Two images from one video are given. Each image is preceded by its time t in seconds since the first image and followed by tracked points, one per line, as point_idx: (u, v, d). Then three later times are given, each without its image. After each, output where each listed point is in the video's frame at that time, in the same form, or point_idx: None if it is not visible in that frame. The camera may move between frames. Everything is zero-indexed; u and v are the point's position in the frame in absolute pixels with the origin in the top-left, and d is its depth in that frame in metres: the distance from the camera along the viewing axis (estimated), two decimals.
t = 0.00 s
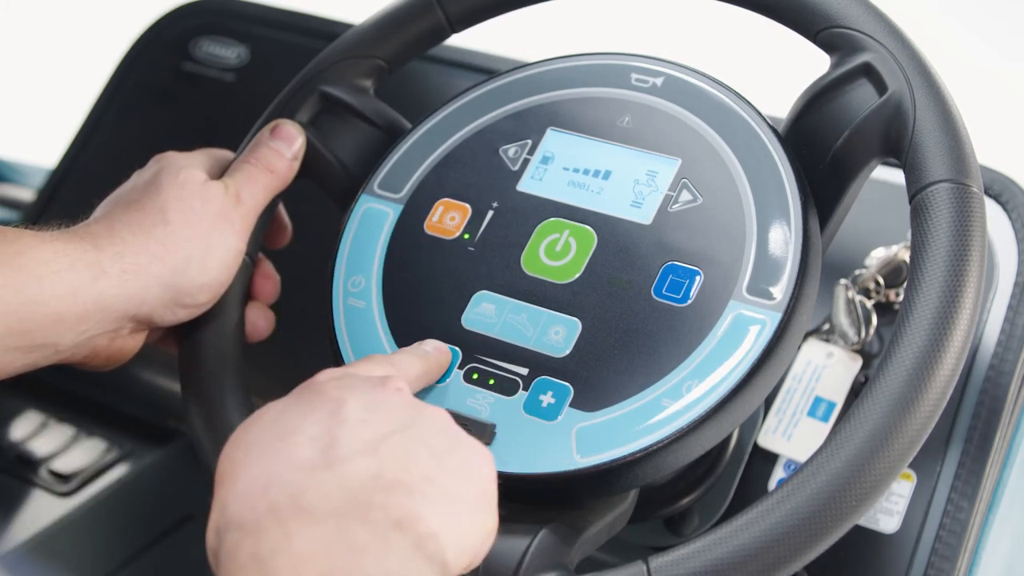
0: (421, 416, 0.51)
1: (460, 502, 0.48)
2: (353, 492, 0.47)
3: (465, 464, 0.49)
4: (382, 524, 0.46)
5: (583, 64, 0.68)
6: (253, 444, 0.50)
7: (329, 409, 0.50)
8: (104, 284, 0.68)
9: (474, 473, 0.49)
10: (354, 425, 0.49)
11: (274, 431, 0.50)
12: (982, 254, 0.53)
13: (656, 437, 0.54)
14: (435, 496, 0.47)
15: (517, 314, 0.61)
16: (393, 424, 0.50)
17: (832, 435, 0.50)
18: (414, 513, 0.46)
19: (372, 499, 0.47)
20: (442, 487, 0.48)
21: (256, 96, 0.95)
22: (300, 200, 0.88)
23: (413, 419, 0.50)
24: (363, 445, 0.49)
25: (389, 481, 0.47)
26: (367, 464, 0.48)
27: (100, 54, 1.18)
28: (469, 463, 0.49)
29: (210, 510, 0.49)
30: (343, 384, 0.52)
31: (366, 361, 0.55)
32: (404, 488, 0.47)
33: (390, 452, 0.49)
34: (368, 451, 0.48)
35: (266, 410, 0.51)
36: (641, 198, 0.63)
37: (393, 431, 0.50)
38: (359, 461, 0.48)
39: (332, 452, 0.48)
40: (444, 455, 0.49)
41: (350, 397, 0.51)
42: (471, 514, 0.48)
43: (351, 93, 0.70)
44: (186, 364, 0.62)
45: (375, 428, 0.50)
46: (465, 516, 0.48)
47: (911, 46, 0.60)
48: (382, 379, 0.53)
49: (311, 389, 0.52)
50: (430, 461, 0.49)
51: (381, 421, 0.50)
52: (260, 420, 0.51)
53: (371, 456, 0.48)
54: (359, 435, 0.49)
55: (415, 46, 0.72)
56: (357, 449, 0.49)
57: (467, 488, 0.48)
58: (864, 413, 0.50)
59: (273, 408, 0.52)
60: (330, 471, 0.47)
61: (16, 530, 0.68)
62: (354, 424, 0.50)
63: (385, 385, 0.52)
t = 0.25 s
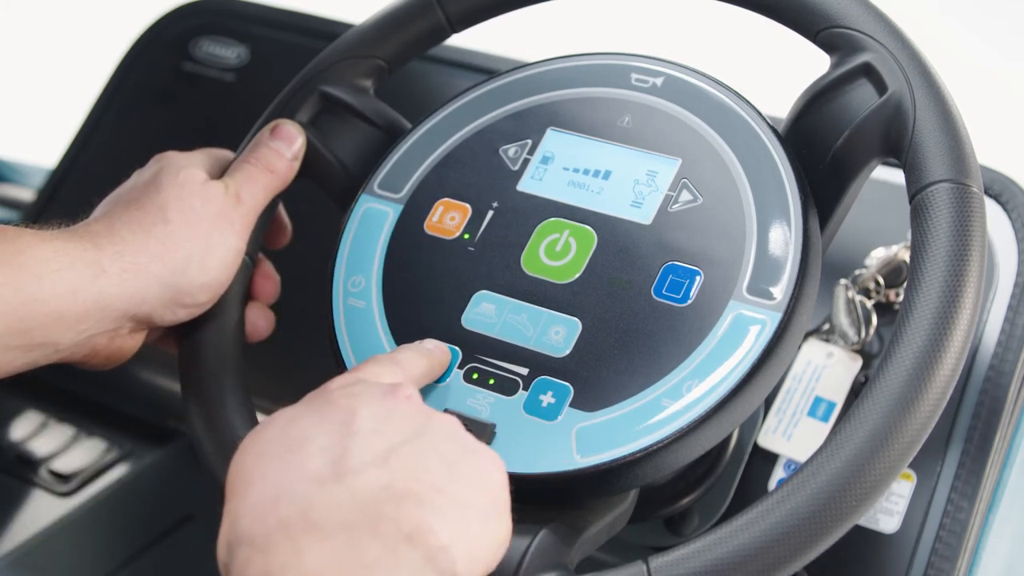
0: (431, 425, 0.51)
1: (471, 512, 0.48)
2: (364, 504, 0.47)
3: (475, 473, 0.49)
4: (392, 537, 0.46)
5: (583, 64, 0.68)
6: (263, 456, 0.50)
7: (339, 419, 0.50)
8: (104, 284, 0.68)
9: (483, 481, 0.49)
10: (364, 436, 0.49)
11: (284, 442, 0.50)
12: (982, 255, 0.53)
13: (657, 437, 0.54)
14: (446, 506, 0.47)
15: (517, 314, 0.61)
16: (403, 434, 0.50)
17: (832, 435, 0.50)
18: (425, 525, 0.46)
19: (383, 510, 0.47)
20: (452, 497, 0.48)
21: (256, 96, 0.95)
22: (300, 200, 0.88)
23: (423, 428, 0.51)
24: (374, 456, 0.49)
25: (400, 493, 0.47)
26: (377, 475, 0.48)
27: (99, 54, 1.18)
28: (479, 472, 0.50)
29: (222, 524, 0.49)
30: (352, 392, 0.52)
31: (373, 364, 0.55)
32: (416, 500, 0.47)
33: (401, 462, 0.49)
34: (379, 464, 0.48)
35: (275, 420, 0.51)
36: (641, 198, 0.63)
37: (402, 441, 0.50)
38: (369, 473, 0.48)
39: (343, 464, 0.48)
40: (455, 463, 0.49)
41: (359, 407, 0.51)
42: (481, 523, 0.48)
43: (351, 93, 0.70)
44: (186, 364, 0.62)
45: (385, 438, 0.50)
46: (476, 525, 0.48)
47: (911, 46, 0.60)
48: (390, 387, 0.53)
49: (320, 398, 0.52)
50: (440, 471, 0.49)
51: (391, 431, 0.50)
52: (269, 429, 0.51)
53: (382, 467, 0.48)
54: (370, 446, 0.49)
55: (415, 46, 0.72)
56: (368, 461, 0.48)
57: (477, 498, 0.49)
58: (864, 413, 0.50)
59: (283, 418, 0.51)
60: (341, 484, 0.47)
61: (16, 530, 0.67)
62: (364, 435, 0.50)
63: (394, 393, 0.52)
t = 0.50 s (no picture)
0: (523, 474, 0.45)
1: None
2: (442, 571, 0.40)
3: (571, 532, 0.44)
4: None
5: (582, 64, 0.68)
6: (336, 503, 0.43)
7: (419, 464, 0.44)
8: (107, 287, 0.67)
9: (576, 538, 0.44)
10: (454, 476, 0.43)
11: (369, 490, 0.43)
12: (982, 255, 0.53)
13: (657, 437, 0.54)
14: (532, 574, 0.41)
15: (518, 314, 0.61)
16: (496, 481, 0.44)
17: (832, 435, 0.51)
18: None
19: None
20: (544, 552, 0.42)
21: (255, 96, 0.95)
22: (300, 200, 0.88)
23: (515, 477, 0.44)
24: (449, 518, 0.41)
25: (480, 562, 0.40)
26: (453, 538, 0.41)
27: (99, 54, 1.18)
28: (568, 531, 0.44)
29: None
30: (440, 431, 0.45)
31: (451, 399, 0.48)
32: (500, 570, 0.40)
33: (485, 525, 0.42)
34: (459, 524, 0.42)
35: (356, 457, 0.45)
36: (641, 198, 0.63)
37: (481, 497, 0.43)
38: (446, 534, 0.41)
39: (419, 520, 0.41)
40: (543, 525, 0.43)
41: (444, 452, 0.44)
42: None
43: (351, 93, 0.70)
44: (186, 364, 0.62)
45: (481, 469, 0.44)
46: None
47: (911, 46, 0.60)
48: (481, 427, 0.46)
49: (402, 434, 0.46)
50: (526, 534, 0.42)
51: (476, 484, 0.43)
52: (349, 468, 0.44)
53: (464, 530, 0.41)
54: (452, 501, 0.42)
55: (415, 46, 0.72)
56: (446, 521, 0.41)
57: (578, 556, 0.43)
58: (864, 413, 0.50)
59: (370, 453, 0.45)
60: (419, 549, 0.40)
61: (16, 529, 0.67)
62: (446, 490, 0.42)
63: (480, 437, 0.46)
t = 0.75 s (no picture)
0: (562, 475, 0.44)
1: None
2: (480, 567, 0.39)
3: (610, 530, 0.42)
4: None
5: (582, 64, 0.68)
6: (382, 508, 0.43)
7: (461, 466, 0.43)
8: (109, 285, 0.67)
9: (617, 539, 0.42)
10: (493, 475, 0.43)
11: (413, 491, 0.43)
12: (982, 255, 0.53)
13: (657, 437, 0.54)
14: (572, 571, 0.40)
15: (518, 314, 0.61)
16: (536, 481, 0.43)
17: (832, 435, 0.51)
18: None
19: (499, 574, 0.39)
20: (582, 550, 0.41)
21: (255, 96, 0.95)
22: (300, 201, 0.88)
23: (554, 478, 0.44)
24: (490, 516, 0.41)
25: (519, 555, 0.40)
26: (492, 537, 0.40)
27: (99, 53, 1.18)
28: (610, 534, 0.42)
29: None
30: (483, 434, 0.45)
31: (497, 407, 0.48)
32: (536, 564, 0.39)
33: (526, 523, 0.41)
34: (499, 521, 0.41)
35: (401, 463, 0.45)
36: (641, 198, 0.63)
37: (524, 496, 0.42)
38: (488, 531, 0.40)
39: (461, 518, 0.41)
40: (582, 524, 0.42)
41: (484, 454, 0.44)
42: None
43: (351, 93, 0.70)
44: (186, 363, 0.62)
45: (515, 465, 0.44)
46: None
47: (911, 46, 0.60)
48: (523, 430, 0.46)
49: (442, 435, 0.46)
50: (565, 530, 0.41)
51: (517, 483, 0.43)
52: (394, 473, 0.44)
53: (502, 527, 0.41)
54: (493, 500, 0.42)
55: (415, 46, 0.72)
56: (488, 518, 0.41)
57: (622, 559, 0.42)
58: (864, 413, 0.50)
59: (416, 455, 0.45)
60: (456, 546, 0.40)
61: (16, 529, 0.67)
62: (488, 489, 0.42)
63: (521, 440, 0.45)
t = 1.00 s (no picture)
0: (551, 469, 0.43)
1: (588, 571, 0.40)
2: (469, 554, 0.38)
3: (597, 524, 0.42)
4: None
5: (583, 65, 0.68)
6: (371, 495, 0.42)
7: (455, 455, 0.43)
8: (109, 286, 0.67)
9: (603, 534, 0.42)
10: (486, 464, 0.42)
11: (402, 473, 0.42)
12: (982, 254, 0.53)
13: (657, 437, 0.54)
14: (561, 562, 0.39)
15: (518, 314, 0.61)
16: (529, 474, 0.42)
17: (832, 435, 0.51)
18: None
19: (489, 563, 0.38)
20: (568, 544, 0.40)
21: (255, 95, 0.95)
22: (300, 201, 0.88)
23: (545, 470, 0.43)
24: (482, 503, 0.40)
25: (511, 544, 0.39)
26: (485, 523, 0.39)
27: (99, 53, 1.18)
28: (601, 526, 0.42)
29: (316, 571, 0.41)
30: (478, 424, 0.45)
31: (492, 398, 0.47)
32: (525, 554, 0.38)
33: (518, 513, 0.40)
34: (491, 509, 0.40)
35: (389, 452, 0.44)
36: (641, 198, 0.63)
37: (517, 486, 0.42)
38: (480, 519, 0.39)
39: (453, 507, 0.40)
40: (572, 514, 0.41)
41: (477, 442, 0.43)
42: None
43: (351, 93, 0.70)
44: (187, 363, 0.62)
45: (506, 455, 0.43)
46: None
47: (911, 46, 0.60)
48: (516, 421, 0.46)
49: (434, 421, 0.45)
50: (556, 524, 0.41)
51: (509, 473, 0.42)
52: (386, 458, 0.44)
53: (493, 515, 0.40)
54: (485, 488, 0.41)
55: (415, 46, 0.72)
56: (480, 505, 0.40)
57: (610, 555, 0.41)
58: (864, 413, 0.50)
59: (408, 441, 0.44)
60: (447, 532, 0.39)
61: (17, 530, 0.67)
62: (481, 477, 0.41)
63: (515, 431, 0.45)
